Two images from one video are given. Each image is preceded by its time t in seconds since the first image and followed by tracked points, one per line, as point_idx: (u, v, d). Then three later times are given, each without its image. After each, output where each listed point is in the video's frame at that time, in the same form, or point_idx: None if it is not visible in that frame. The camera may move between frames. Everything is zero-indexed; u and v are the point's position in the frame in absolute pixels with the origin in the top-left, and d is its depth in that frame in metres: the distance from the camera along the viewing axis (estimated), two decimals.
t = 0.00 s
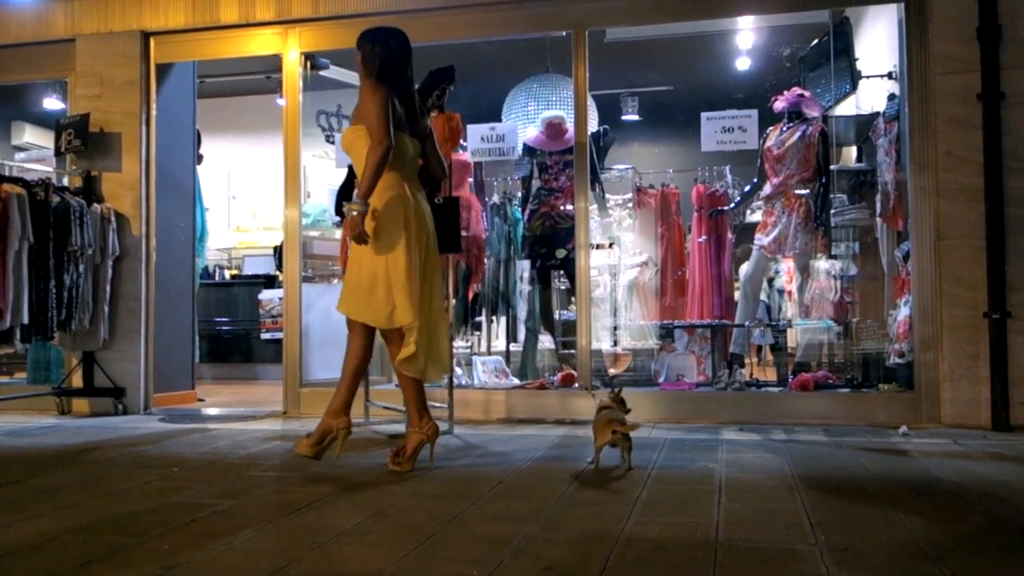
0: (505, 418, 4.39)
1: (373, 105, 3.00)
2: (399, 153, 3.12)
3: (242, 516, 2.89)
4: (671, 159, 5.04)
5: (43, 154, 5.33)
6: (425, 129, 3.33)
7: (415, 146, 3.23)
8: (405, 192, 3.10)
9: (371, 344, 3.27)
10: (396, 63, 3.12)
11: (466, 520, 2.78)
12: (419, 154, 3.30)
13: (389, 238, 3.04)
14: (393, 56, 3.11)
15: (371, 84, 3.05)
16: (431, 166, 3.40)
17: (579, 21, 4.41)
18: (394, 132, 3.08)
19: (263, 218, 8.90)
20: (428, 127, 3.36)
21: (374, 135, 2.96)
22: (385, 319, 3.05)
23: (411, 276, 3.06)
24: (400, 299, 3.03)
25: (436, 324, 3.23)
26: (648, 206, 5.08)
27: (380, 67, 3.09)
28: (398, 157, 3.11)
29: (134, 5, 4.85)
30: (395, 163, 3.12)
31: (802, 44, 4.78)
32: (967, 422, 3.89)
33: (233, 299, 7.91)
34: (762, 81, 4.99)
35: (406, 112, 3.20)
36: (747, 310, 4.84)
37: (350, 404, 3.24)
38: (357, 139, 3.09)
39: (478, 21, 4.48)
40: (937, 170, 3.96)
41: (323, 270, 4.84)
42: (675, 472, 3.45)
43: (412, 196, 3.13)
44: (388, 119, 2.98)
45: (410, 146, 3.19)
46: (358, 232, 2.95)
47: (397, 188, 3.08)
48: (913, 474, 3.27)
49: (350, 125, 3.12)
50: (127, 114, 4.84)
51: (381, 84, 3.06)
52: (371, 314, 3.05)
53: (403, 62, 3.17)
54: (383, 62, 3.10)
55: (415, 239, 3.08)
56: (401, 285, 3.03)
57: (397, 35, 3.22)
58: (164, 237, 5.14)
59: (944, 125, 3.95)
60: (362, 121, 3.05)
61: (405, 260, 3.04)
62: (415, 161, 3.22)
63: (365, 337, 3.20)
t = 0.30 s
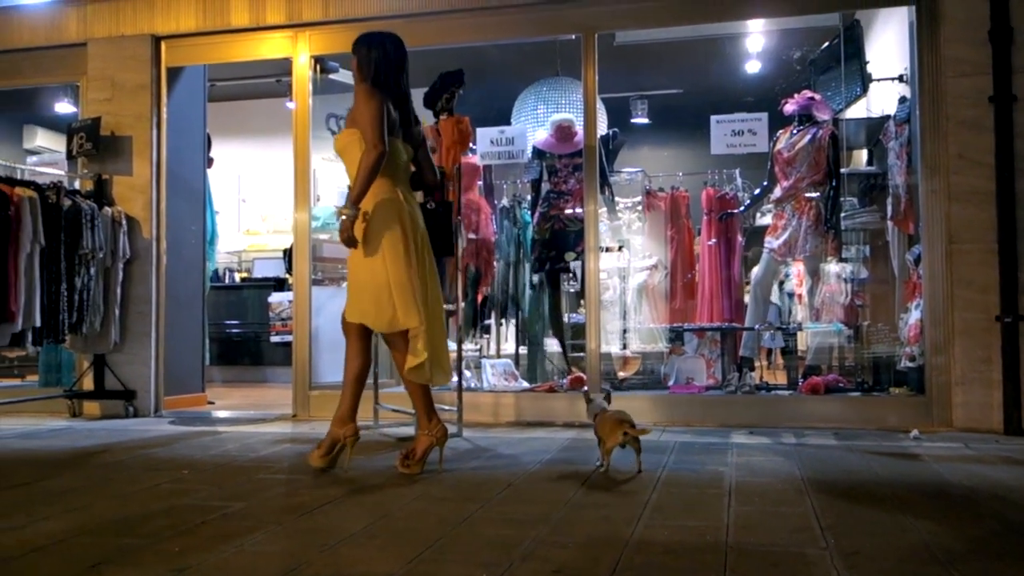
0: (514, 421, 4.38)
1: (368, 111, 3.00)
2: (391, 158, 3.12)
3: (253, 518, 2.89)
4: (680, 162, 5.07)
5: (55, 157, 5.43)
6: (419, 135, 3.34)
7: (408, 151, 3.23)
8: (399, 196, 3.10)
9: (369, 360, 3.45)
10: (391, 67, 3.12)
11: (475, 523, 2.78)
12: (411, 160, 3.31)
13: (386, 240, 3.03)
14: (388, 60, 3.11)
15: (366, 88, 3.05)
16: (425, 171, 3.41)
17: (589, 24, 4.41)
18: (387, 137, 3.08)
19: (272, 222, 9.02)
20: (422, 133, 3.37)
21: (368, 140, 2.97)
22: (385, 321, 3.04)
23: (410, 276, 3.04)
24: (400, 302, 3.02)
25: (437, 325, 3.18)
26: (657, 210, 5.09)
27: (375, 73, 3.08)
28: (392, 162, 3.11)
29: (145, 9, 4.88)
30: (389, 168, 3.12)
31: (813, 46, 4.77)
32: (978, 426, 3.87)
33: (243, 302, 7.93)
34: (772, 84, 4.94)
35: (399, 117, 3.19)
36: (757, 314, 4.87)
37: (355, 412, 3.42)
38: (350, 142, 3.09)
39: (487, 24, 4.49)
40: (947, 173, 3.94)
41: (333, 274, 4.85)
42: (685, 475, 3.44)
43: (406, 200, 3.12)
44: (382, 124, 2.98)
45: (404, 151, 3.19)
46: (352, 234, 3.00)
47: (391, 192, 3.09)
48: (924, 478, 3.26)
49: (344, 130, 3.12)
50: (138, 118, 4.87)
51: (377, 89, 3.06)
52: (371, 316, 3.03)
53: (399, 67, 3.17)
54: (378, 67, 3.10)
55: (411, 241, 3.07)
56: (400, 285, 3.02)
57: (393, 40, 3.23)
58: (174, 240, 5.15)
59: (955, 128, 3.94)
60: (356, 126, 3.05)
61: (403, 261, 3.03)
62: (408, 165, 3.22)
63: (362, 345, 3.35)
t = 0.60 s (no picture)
0: (526, 423, 4.38)
1: (354, 114, 2.99)
2: (377, 161, 3.11)
3: (265, 519, 2.91)
4: (693, 164, 5.04)
5: (71, 159, 5.48)
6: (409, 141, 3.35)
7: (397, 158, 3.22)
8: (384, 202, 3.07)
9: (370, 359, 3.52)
10: (383, 72, 3.13)
11: (487, 525, 2.79)
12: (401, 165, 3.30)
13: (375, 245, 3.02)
14: (380, 65, 3.12)
15: (354, 91, 3.05)
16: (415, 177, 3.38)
17: (601, 26, 4.41)
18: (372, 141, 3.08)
19: (285, 224, 8.97)
20: (411, 138, 3.37)
21: (352, 143, 2.95)
22: (380, 324, 3.03)
23: (399, 279, 3.04)
24: (392, 303, 3.01)
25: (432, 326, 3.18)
26: (669, 211, 5.10)
27: (365, 77, 3.10)
28: (377, 165, 3.10)
29: (159, 13, 4.91)
30: (376, 172, 3.10)
31: (826, 48, 4.73)
32: (993, 429, 3.84)
33: (256, 304, 7.96)
34: (785, 84, 4.85)
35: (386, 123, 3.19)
36: (769, 317, 4.86)
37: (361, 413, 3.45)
38: (338, 144, 3.08)
39: (500, 26, 4.49)
40: (961, 174, 3.92)
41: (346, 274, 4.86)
42: (697, 478, 3.43)
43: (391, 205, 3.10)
44: (367, 127, 2.96)
45: (391, 155, 3.18)
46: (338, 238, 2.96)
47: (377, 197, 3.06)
48: (939, 482, 3.24)
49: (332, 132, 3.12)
50: (152, 121, 4.90)
51: (364, 92, 3.05)
52: (365, 321, 3.02)
53: (391, 73, 3.17)
54: (369, 72, 3.10)
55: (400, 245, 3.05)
56: (390, 289, 3.02)
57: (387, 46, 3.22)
58: (187, 242, 5.18)
59: (970, 129, 3.91)
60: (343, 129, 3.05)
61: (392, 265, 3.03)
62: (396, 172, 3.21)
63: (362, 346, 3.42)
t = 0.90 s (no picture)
0: (535, 423, 4.38)
1: (345, 112, 2.96)
2: (367, 159, 3.07)
3: (276, 518, 2.92)
4: (702, 164, 5.05)
5: (82, 161, 5.41)
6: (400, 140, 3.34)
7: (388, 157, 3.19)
8: (375, 202, 3.07)
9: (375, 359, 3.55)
10: (375, 72, 3.11)
11: (497, 524, 2.79)
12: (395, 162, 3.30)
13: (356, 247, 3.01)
14: (372, 65, 3.10)
15: (347, 89, 3.02)
16: (408, 177, 3.40)
17: (611, 26, 4.40)
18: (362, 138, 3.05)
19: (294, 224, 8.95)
20: (404, 137, 3.36)
21: (340, 141, 2.92)
22: (358, 325, 3.00)
23: (377, 280, 3.02)
24: (366, 304, 2.99)
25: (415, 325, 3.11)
26: (679, 212, 5.12)
27: (358, 75, 3.07)
28: (367, 164, 3.07)
29: (170, 14, 4.93)
30: (365, 171, 3.07)
31: (837, 47, 4.72)
32: (1005, 430, 3.82)
33: (266, 304, 7.98)
34: (795, 85, 4.85)
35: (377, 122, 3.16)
36: (779, 317, 4.84)
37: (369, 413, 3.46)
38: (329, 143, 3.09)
39: (509, 27, 4.49)
40: (973, 174, 3.91)
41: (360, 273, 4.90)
42: (708, 478, 3.43)
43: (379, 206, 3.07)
44: (356, 127, 2.93)
45: (384, 153, 3.15)
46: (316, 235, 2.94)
47: (367, 200, 3.05)
48: (950, 483, 3.23)
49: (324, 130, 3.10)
50: (162, 121, 4.92)
51: (356, 91, 3.03)
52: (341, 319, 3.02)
53: (382, 74, 3.15)
54: (361, 71, 3.08)
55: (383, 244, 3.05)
56: (366, 289, 3.00)
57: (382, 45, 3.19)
58: (198, 242, 5.20)
59: (981, 129, 3.90)
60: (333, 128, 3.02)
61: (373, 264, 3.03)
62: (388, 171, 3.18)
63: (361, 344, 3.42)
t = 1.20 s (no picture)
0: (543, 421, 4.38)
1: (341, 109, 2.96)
2: (364, 155, 3.07)
3: (284, 516, 2.93)
4: (711, 161, 5.03)
5: (91, 159, 5.40)
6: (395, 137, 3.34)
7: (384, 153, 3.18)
8: (370, 197, 3.04)
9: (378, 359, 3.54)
10: (369, 68, 3.11)
11: (505, 522, 2.80)
12: (390, 159, 3.30)
13: (342, 245, 3.00)
14: (366, 61, 3.11)
15: (342, 85, 3.02)
16: (401, 174, 3.41)
17: (619, 23, 4.39)
18: (359, 134, 3.04)
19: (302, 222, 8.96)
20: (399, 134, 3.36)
21: (337, 138, 2.92)
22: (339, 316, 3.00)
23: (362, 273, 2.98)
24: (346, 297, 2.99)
25: (391, 335, 3.05)
26: (687, 209, 5.09)
27: (354, 71, 3.07)
28: (364, 160, 3.07)
29: (178, 12, 4.94)
30: (361, 168, 3.06)
31: (846, 45, 4.75)
32: (1015, 429, 3.80)
33: (274, 302, 8.00)
34: (804, 82, 4.96)
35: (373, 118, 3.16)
36: (788, 315, 4.82)
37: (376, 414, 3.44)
38: (326, 139, 3.09)
39: (517, 24, 4.49)
40: (983, 171, 3.89)
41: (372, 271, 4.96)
42: (716, 476, 3.42)
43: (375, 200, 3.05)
44: (353, 123, 2.93)
45: (379, 150, 3.15)
46: (300, 224, 2.93)
47: (362, 195, 3.02)
48: (960, 481, 3.22)
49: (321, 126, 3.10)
50: (170, 119, 4.93)
51: (352, 87, 3.03)
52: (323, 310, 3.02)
53: (376, 70, 3.16)
54: (356, 68, 3.08)
55: (369, 250, 2.98)
56: (352, 284, 2.99)
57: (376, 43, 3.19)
58: (206, 240, 5.21)
59: (991, 126, 3.88)
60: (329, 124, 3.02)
61: (355, 267, 2.99)
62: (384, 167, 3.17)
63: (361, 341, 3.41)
